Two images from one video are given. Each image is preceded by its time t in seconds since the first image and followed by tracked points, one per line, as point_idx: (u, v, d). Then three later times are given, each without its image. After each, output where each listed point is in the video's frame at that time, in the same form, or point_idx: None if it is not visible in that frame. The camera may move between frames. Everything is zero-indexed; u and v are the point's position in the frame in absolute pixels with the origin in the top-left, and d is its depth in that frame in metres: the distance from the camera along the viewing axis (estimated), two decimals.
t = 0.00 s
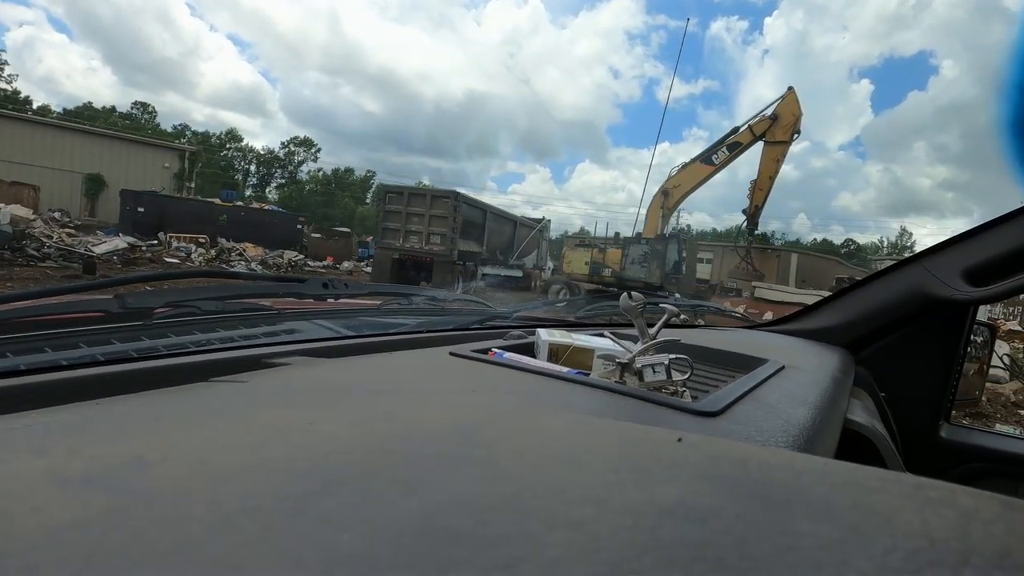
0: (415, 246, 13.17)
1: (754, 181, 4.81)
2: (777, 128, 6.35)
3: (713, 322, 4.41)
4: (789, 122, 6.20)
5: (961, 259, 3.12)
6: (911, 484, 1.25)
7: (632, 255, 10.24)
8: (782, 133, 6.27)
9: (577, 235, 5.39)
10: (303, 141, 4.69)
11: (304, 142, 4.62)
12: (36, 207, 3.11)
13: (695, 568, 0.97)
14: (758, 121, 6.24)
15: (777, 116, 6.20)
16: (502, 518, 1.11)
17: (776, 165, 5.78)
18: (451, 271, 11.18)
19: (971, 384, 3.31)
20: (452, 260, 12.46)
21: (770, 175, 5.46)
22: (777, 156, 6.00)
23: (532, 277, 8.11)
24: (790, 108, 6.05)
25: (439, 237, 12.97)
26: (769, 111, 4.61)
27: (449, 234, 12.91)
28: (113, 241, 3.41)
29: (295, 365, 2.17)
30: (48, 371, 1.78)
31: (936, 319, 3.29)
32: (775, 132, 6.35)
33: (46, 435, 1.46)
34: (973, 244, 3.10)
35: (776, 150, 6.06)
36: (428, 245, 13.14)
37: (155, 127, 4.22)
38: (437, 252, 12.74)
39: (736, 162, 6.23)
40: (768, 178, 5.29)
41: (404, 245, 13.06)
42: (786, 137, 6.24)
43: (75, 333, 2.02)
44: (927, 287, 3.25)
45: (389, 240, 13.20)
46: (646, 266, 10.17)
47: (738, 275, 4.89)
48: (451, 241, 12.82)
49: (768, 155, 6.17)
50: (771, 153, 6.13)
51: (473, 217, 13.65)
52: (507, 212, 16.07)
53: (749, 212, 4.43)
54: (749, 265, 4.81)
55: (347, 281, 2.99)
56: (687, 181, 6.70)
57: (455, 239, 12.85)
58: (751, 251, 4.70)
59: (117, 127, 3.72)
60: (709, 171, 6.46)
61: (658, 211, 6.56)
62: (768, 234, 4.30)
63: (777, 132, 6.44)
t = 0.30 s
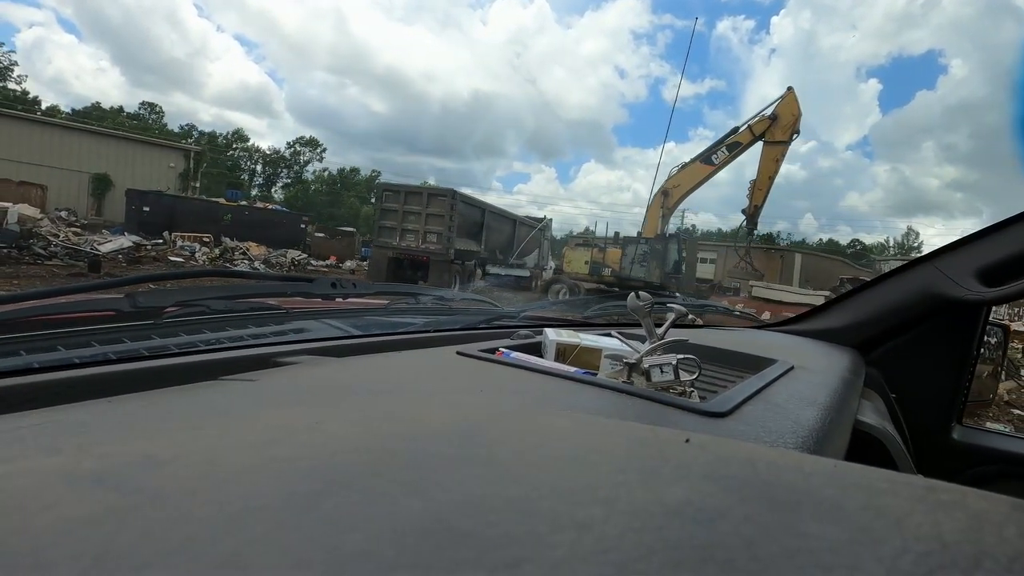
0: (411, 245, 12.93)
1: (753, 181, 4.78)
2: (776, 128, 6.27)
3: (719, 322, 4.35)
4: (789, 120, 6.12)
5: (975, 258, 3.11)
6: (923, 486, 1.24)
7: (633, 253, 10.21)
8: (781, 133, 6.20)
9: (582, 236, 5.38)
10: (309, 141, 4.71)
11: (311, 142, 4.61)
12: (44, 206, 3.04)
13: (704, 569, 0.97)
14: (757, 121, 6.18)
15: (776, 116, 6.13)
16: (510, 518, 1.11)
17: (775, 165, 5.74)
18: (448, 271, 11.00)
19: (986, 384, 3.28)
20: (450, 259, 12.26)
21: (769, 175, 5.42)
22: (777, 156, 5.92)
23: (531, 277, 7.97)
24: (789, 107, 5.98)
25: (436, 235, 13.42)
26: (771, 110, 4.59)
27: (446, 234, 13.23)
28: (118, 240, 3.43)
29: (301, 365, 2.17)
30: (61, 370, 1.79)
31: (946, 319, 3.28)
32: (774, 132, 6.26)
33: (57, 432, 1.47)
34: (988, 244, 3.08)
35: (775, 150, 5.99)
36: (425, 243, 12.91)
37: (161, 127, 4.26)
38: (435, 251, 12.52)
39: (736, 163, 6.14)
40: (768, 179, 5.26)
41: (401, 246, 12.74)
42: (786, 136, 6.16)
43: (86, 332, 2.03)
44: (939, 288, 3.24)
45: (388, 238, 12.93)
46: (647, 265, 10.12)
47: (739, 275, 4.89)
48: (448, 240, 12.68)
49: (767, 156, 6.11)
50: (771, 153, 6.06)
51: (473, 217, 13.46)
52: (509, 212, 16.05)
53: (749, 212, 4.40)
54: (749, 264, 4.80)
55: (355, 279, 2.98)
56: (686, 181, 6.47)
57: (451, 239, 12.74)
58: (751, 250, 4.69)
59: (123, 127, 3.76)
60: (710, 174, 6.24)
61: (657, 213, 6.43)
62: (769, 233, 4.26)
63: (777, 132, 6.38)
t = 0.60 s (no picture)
0: (407, 244, 12.79)
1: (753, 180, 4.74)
2: (776, 128, 6.19)
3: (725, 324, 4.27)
4: (789, 121, 6.05)
5: (984, 260, 3.08)
6: (935, 491, 1.23)
7: (632, 253, 10.17)
8: (781, 133, 6.14)
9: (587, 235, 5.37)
10: (314, 142, 4.73)
11: (318, 142, 4.58)
12: (52, 205, 3.10)
13: (715, 571, 0.97)
14: (758, 121, 6.14)
15: (776, 116, 6.06)
16: (519, 519, 1.11)
17: (776, 164, 5.70)
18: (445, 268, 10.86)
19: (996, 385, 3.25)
20: (447, 258, 12.14)
21: (769, 175, 5.37)
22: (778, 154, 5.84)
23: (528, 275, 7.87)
24: (790, 107, 5.92)
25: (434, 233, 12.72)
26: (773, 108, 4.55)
27: (442, 231, 12.53)
28: (125, 238, 3.42)
29: (308, 364, 2.17)
30: (70, 368, 1.80)
31: (955, 319, 3.26)
32: (775, 131, 6.19)
33: (65, 431, 1.48)
34: (998, 245, 3.06)
35: (775, 150, 5.92)
36: (422, 242, 12.74)
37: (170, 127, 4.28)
38: (431, 249, 12.38)
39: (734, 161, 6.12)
40: (768, 178, 5.23)
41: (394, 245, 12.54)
42: (786, 136, 6.09)
43: (95, 332, 2.04)
44: (948, 289, 3.21)
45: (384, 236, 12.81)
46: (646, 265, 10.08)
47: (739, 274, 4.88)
48: (446, 238, 12.45)
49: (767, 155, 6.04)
50: (771, 152, 5.99)
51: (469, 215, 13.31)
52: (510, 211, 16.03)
53: (748, 211, 4.35)
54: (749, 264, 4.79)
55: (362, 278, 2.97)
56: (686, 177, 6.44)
57: (449, 236, 12.53)
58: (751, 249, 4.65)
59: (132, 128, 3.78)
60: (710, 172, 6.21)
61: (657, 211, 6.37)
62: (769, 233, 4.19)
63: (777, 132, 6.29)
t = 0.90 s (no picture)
0: (406, 242, 12.49)
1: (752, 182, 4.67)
2: (779, 129, 6.07)
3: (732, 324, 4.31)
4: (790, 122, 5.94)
5: (995, 257, 3.06)
6: (944, 489, 1.22)
7: (633, 252, 10.13)
8: (782, 133, 6.05)
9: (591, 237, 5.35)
10: (321, 142, 4.73)
11: (326, 144, 4.53)
12: (64, 205, 3.12)
13: (723, 569, 0.97)
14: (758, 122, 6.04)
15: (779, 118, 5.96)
16: (526, 515, 1.11)
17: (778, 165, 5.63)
18: (443, 267, 10.65)
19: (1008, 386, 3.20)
20: (446, 257, 11.83)
21: (771, 177, 5.28)
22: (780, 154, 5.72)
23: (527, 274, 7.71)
24: (793, 107, 5.81)
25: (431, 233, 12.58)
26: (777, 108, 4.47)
27: (441, 231, 12.44)
28: (135, 237, 3.43)
29: (314, 361, 2.18)
30: (81, 364, 1.82)
31: (966, 318, 3.22)
32: (776, 132, 6.07)
33: (76, 426, 1.49)
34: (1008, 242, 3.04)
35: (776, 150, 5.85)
36: (420, 241, 12.54)
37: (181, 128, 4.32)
38: (430, 248, 12.07)
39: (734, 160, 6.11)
40: (769, 179, 5.19)
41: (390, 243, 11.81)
42: (787, 137, 5.98)
43: (105, 328, 2.06)
44: (957, 286, 3.19)
45: (382, 235, 12.59)
46: (647, 264, 10.04)
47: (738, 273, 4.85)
48: (445, 238, 12.36)
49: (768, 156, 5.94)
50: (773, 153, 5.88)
51: (467, 213, 13.29)
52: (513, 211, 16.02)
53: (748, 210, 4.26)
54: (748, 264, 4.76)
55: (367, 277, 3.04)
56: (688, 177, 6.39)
57: (449, 234, 12.37)
58: (752, 250, 4.44)
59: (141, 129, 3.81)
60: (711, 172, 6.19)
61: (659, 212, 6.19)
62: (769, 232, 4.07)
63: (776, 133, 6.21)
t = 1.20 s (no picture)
0: (405, 242, 12.18)
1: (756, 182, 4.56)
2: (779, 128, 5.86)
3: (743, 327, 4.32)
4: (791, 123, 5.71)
5: (1007, 261, 3.04)
6: (954, 495, 1.21)
7: (637, 253, 10.02)
8: (785, 133, 5.80)
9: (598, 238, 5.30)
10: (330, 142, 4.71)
11: (333, 145, 4.48)
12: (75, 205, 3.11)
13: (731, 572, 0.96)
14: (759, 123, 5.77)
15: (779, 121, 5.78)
16: (532, 516, 1.11)
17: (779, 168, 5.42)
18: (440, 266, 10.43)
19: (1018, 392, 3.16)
20: (443, 256, 11.61)
21: (773, 179, 5.19)
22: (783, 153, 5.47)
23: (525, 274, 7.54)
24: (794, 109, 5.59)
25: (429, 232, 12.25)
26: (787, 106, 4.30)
27: (440, 230, 12.06)
28: (145, 236, 3.37)
29: (321, 361, 2.19)
30: (90, 363, 1.84)
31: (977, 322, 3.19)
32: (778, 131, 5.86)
33: (87, 423, 1.50)
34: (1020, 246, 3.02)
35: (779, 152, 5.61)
36: (419, 239, 12.30)
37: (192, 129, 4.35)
38: (429, 248, 11.84)
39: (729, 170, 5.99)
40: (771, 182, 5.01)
41: (391, 239, 11.29)
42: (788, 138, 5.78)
43: (114, 327, 2.08)
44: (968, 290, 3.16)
45: (381, 233, 12.33)
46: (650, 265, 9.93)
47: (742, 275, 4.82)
48: (443, 237, 12.06)
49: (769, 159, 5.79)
50: (774, 153, 5.69)
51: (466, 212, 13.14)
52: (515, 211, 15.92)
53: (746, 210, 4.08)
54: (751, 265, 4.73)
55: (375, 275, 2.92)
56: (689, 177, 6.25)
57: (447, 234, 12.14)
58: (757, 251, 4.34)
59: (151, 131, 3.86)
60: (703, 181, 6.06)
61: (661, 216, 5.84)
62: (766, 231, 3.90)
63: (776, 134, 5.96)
